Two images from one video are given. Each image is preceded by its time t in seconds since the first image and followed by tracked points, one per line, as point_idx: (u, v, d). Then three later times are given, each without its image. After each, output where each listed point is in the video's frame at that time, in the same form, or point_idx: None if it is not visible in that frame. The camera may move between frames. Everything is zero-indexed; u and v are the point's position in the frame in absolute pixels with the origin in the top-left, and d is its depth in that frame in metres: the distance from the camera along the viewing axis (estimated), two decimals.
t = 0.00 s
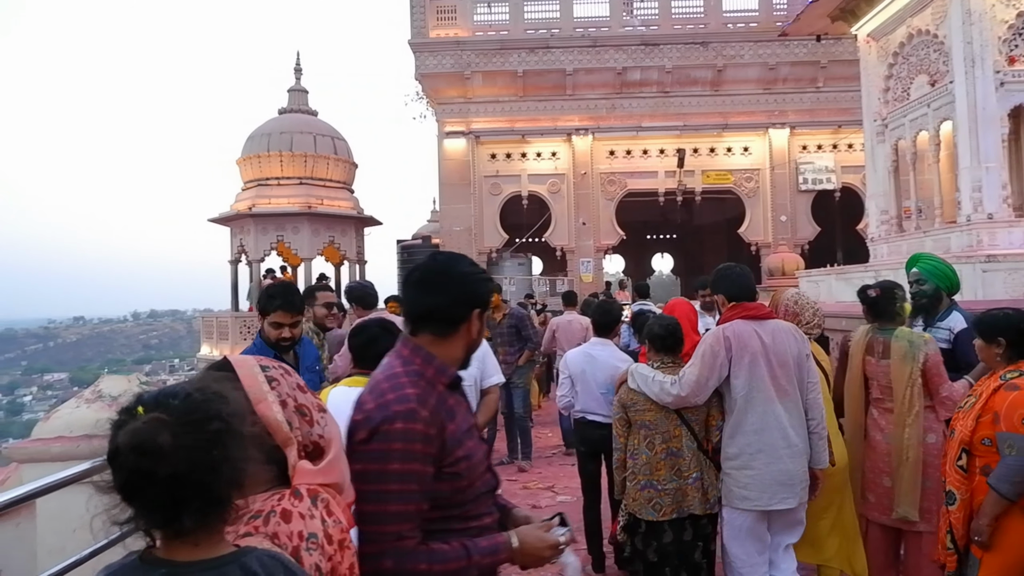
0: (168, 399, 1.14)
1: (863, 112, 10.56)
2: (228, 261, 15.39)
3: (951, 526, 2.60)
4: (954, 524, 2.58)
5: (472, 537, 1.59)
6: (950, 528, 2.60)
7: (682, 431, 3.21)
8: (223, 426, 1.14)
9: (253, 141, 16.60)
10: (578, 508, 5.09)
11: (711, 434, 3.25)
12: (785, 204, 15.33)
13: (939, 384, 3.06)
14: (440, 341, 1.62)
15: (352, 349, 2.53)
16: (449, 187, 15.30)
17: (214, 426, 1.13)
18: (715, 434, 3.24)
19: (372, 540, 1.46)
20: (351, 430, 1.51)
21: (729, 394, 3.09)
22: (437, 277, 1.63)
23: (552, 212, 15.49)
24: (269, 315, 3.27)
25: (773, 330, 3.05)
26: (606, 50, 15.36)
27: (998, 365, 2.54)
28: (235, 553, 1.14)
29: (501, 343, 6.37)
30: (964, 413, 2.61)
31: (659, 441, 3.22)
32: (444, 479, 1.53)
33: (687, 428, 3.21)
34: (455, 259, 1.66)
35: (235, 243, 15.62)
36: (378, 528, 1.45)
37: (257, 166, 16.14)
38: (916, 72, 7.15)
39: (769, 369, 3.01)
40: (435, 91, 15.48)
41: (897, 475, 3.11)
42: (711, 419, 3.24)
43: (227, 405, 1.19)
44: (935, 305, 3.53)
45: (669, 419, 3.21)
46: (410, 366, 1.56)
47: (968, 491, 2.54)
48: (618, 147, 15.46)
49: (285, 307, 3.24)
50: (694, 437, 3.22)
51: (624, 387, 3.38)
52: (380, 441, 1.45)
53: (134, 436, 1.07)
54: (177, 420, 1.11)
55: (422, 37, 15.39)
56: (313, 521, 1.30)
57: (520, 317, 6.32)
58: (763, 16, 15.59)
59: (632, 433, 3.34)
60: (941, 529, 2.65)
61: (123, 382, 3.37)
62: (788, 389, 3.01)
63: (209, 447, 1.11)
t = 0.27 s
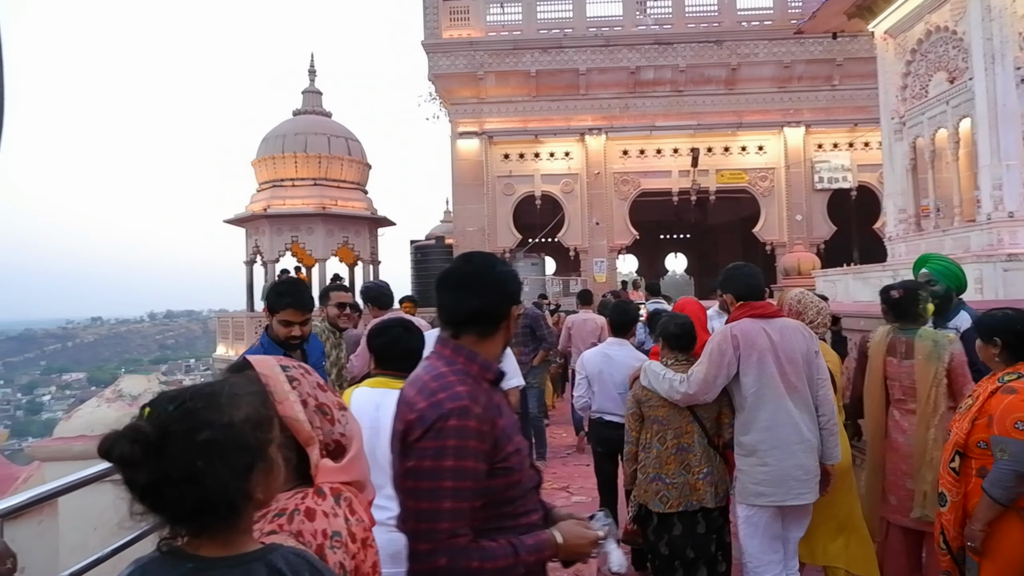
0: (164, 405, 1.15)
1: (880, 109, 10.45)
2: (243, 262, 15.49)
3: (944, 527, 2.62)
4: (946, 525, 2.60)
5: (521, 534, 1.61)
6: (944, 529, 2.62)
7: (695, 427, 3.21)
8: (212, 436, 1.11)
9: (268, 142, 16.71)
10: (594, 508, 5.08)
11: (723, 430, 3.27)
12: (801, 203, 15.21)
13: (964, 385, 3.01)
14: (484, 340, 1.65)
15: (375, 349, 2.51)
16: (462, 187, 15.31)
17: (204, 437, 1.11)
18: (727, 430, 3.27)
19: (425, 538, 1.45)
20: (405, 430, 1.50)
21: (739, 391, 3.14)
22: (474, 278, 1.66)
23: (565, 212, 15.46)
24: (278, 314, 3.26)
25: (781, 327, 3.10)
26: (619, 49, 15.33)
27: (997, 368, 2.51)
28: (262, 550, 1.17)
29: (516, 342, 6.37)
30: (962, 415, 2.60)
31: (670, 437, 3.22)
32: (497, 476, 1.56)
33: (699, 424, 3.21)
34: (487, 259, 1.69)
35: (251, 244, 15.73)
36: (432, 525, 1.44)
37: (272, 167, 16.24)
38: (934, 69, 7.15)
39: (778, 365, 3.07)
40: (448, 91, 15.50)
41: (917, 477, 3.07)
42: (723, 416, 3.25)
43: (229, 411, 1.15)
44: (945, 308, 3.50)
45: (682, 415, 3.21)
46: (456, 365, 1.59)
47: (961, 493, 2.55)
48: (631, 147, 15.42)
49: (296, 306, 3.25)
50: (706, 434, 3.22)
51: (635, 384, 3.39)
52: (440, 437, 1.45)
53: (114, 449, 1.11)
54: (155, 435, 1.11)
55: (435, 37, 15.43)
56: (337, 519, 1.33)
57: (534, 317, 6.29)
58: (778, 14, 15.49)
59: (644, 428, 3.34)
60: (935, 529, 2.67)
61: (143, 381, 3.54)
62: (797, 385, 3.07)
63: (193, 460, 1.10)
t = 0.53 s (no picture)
0: (183, 398, 1.19)
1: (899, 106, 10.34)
2: (259, 260, 15.60)
3: (941, 525, 2.69)
4: (943, 523, 2.67)
5: (567, 525, 1.62)
6: (941, 527, 2.69)
7: (709, 421, 3.29)
8: (218, 436, 1.12)
9: (284, 141, 16.81)
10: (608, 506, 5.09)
11: (735, 425, 3.37)
12: (817, 200, 15.09)
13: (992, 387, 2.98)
14: (524, 330, 1.68)
15: (399, 346, 2.50)
16: (476, 186, 15.32)
17: (209, 435, 1.13)
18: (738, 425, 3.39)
19: (490, 527, 1.45)
20: (462, 420, 1.52)
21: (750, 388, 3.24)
22: (513, 269, 1.68)
23: (579, 210, 15.42)
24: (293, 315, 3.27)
25: (793, 326, 3.21)
26: (634, 46, 15.27)
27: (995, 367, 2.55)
28: (284, 545, 1.18)
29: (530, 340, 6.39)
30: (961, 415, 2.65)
31: (686, 429, 3.29)
32: (550, 464, 1.59)
33: (713, 418, 3.31)
34: (523, 250, 1.71)
35: (266, 242, 15.83)
36: (497, 514, 1.45)
37: (287, 166, 16.33)
38: (955, 64, 7.08)
39: (789, 363, 3.18)
40: (462, 89, 15.49)
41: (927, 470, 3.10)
42: (735, 411, 3.39)
43: (241, 409, 1.15)
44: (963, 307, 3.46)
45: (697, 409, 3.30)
46: (498, 357, 1.62)
47: (960, 492, 2.61)
48: (646, 144, 15.35)
49: (311, 308, 3.25)
50: (719, 428, 3.31)
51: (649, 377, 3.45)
52: (501, 424, 1.47)
53: (131, 440, 1.17)
54: (168, 430, 1.16)
55: (449, 36, 15.43)
56: (361, 515, 1.38)
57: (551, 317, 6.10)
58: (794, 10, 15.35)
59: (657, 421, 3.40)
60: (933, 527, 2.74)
61: (163, 378, 3.59)
62: (808, 383, 3.19)
63: (198, 458, 1.13)
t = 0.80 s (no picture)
0: (214, 391, 1.21)
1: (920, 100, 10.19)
2: (276, 258, 15.73)
3: (944, 526, 2.64)
4: (946, 523, 2.62)
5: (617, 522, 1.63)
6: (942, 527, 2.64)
7: (724, 414, 3.41)
8: (245, 429, 1.14)
9: (300, 139, 16.92)
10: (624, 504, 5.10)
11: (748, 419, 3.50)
12: (835, 197, 14.94)
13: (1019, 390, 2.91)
14: (563, 325, 1.71)
15: (428, 341, 2.54)
16: (492, 183, 15.32)
17: (236, 427, 1.14)
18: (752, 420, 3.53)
19: (558, 527, 1.46)
20: (520, 417, 1.53)
21: (764, 384, 3.26)
22: (554, 264, 1.71)
23: (595, 208, 15.36)
24: (317, 308, 3.28)
25: (811, 324, 3.20)
26: (649, 42, 15.19)
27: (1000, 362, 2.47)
28: (310, 539, 1.18)
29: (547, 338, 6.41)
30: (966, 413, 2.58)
31: (701, 422, 3.39)
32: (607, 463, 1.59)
33: (728, 411, 3.42)
34: (564, 246, 1.74)
35: (283, 240, 15.94)
36: (565, 512, 1.46)
37: (303, 165, 16.44)
38: (978, 58, 6.98)
39: (804, 361, 3.19)
40: (477, 87, 15.49)
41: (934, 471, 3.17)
42: (749, 405, 3.50)
43: (268, 403, 1.17)
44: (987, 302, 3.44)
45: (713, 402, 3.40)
46: (544, 352, 1.65)
47: (963, 491, 2.55)
48: (661, 141, 15.26)
49: (337, 299, 3.28)
50: (733, 420, 3.43)
51: (665, 371, 3.57)
52: (560, 420, 1.49)
53: (158, 429, 1.18)
54: (197, 421, 1.18)
55: (464, 33, 15.43)
56: (387, 511, 1.39)
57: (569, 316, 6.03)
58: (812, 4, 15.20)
59: (672, 414, 3.49)
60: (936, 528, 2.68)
61: (185, 374, 3.60)
62: (822, 380, 3.18)
63: (225, 450, 1.14)
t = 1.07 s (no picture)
0: (250, 387, 1.24)
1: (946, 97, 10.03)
2: (295, 257, 15.84)
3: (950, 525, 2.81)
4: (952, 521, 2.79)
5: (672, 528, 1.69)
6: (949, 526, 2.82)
7: (737, 413, 3.44)
8: (276, 424, 1.16)
9: (319, 140, 17.04)
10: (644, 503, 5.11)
11: (760, 417, 3.59)
12: (857, 195, 14.75)
13: None
14: (606, 328, 1.76)
15: (456, 342, 2.73)
16: (509, 182, 15.31)
17: (268, 422, 1.16)
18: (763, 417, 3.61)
19: (631, 542, 1.48)
20: (585, 427, 1.55)
21: (783, 379, 3.34)
22: (598, 267, 1.74)
23: (613, 207, 15.31)
24: (346, 302, 3.33)
25: (830, 322, 3.28)
26: (668, 40, 15.09)
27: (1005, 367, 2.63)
28: (339, 537, 1.19)
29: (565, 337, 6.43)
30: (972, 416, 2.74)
31: (715, 420, 3.40)
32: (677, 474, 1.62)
33: (741, 410, 3.45)
34: (608, 246, 1.76)
35: (302, 240, 16.06)
36: (637, 525, 1.49)
37: (322, 164, 16.54)
38: (1004, 54, 6.88)
39: (824, 358, 3.26)
40: (494, 86, 15.50)
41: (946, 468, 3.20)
42: (761, 402, 3.59)
43: (299, 399, 1.18)
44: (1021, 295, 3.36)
45: (727, 401, 3.43)
46: (593, 356, 1.70)
47: (968, 491, 2.72)
48: (680, 139, 15.17)
49: (367, 295, 3.34)
50: (745, 418, 3.46)
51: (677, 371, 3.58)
52: (624, 430, 1.51)
53: (195, 423, 1.21)
54: (233, 416, 1.21)
55: (482, 33, 15.43)
56: (416, 509, 1.44)
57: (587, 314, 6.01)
58: None
59: (686, 413, 3.49)
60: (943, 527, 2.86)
61: (210, 372, 3.59)
62: (841, 378, 3.26)
63: (256, 445, 1.17)
